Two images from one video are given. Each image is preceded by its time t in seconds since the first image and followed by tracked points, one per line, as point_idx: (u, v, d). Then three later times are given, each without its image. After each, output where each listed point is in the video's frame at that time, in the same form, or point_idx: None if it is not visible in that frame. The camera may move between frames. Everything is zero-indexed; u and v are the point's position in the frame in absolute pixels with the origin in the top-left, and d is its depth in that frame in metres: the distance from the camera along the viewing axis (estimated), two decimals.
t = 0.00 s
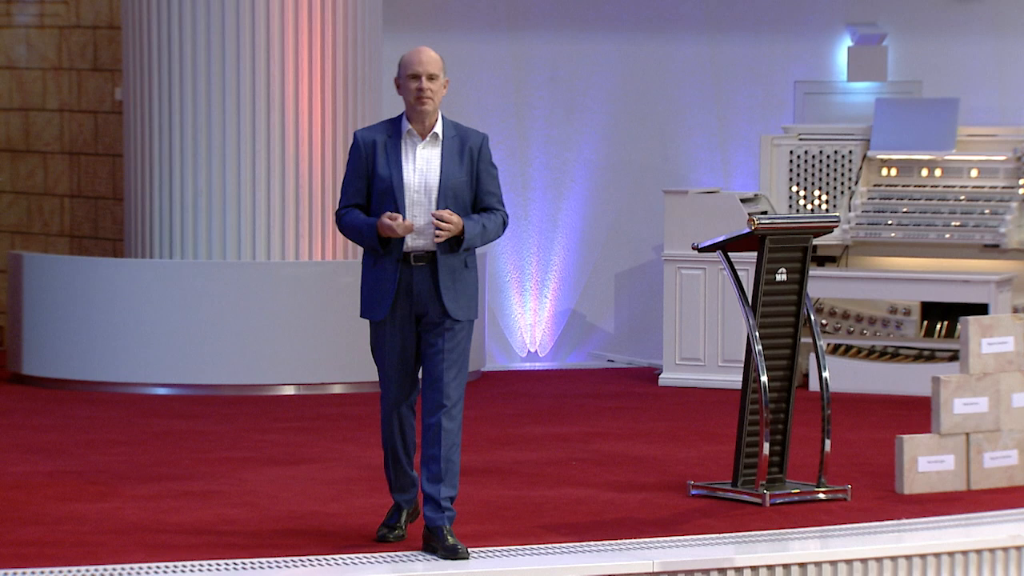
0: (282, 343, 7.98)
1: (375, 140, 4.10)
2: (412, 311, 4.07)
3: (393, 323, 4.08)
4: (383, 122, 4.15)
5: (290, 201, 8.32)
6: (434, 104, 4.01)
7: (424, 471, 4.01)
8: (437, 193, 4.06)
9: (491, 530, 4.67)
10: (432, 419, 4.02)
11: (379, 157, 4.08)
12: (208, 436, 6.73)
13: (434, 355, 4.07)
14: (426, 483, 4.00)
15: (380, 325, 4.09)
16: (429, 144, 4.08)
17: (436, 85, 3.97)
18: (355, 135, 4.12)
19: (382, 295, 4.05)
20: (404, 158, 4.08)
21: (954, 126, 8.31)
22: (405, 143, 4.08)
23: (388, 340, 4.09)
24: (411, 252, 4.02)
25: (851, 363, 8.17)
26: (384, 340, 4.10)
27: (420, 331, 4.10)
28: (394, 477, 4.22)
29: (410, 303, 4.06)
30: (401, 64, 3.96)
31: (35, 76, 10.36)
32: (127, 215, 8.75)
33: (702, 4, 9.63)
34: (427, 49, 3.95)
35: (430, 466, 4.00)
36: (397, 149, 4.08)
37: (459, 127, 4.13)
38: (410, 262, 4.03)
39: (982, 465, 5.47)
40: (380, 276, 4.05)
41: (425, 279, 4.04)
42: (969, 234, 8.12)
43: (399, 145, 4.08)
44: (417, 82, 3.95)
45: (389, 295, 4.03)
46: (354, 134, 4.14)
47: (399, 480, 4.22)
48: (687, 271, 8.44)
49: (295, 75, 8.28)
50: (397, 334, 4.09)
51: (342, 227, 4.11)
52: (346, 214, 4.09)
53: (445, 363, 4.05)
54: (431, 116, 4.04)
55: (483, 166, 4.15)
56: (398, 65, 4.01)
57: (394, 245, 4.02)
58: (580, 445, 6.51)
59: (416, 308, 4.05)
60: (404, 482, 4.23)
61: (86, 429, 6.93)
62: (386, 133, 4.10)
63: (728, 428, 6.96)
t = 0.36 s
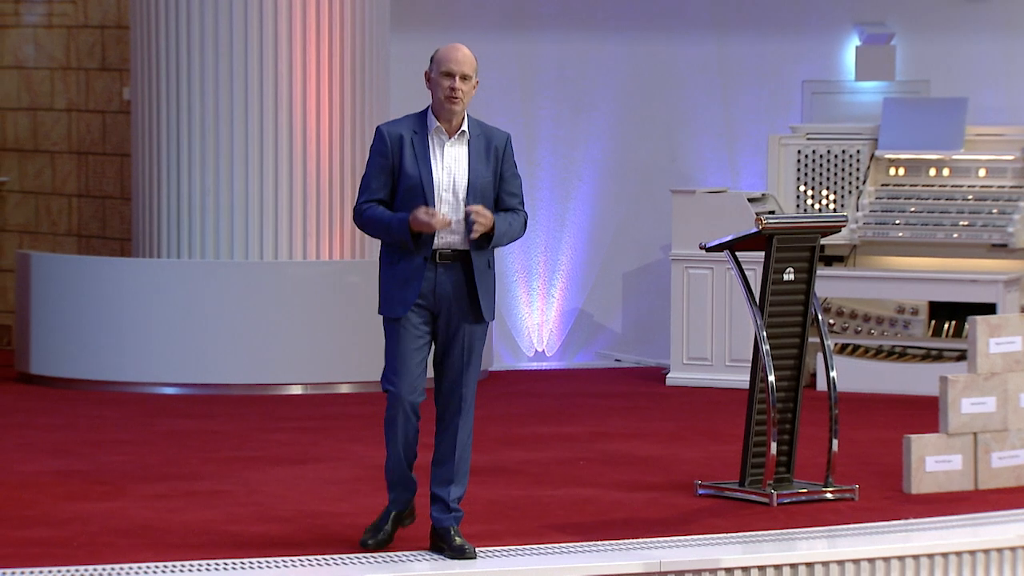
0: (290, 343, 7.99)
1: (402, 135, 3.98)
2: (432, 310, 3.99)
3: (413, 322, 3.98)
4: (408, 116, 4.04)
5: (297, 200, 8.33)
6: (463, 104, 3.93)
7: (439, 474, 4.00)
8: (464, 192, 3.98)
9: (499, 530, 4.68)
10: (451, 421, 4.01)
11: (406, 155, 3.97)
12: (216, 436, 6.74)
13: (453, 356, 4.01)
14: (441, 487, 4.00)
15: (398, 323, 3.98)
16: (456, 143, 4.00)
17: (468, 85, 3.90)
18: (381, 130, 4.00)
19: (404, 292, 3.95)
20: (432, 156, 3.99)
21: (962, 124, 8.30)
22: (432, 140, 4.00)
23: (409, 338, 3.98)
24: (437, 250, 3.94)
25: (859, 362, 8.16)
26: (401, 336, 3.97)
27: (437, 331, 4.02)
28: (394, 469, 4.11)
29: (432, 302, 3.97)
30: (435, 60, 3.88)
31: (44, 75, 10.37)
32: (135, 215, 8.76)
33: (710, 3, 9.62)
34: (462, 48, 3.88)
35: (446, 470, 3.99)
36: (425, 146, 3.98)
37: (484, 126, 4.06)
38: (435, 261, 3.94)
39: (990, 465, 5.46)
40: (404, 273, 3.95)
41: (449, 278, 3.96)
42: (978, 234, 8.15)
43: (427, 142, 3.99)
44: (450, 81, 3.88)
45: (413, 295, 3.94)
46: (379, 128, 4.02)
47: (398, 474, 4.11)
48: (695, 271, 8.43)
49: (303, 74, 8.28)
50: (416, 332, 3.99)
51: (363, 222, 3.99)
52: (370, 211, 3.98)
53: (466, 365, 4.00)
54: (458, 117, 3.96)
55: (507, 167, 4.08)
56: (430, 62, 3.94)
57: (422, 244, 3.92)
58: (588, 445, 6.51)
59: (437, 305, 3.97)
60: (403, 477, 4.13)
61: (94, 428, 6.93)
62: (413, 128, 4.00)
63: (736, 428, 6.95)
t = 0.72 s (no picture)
0: (291, 343, 8.00)
1: (398, 136, 3.93)
2: (432, 313, 3.95)
3: (414, 326, 3.93)
4: (400, 115, 3.99)
5: (298, 200, 8.33)
6: (458, 102, 3.90)
7: (440, 474, 4.00)
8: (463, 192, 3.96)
9: (499, 530, 4.68)
10: (452, 420, 4.00)
11: (405, 156, 3.93)
12: (217, 436, 6.74)
13: (451, 357, 3.99)
14: (442, 486, 4.00)
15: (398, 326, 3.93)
16: (452, 142, 3.98)
17: (464, 84, 3.86)
18: (377, 131, 3.93)
19: (405, 294, 3.91)
20: (429, 156, 3.95)
21: (963, 123, 8.30)
22: (429, 140, 3.96)
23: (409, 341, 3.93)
24: (438, 252, 3.92)
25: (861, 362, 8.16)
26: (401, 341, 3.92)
27: (435, 332, 3.99)
28: (399, 477, 3.91)
29: (433, 305, 3.94)
30: (432, 58, 3.84)
31: (45, 75, 10.37)
32: (136, 215, 8.76)
33: (711, 3, 9.62)
34: (460, 47, 3.84)
35: (448, 470, 3.99)
36: (422, 146, 3.95)
37: (476, 126, 4.05)
38: (436, 263, 3.92)
39: (991, 465, 5.46)
40: (404, 276, 3.91)
41: (449, 280, 3.94)
42: (979, 233, 8.12)
43: (423, 142, 3.95)
44: (445, 78, 3.85)
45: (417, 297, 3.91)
46: (372, 128, 3.95)
47: (402, 483, 3.91)
48: (696, 271, 8.44)
49: (304, 74, 8.29)
50: (415, 336, 3.94)
51: (360, 221, 3.93)
52: (367, 210, 3.92)
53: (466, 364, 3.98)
54: (452, 114, 3.93)
55: (500, 166, 4.08)
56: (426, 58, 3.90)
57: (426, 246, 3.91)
58: (589, 445, 6.50)
59: (437, 308, 3.95)
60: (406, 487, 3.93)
61: (95, 428, 6.93)
62: (408, 128, 3.95)
63: (737, 428, 6.94)
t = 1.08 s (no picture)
0: (292, 343, 8.00)
1: (379, 136, 3.94)
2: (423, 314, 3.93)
3: (404, 328, 3.91)
4: (378, 117, 3.99)
5: (300, 201, 8.32)
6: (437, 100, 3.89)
7: (441, 475, 4.00)
8: (445, 190, 3.95)
9: (500, 530, 4.68)
10: (446, 419, 4.00)
11: (386, 155, 3.92)
12: (218, 436, 6.74)
13: (443, 358, 3.97)
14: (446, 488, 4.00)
15: (389, 331, 3.90)
16: (431, 142, 3.99)
17: (443, 81, 3.85)
18: (356, 133, 3.93)
19: (393, 296, 3.88)
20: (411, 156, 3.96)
21: (965, 122, 8.30)
22: (409, 140, 3.96)
23: (400, 345, 3.91)
24: (426, 250, 3.91)
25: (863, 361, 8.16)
26: (391, 345, 3.90)
27: (426, 332, 3.97)
28: (398, 485, 3.91)
29: (423, 306, 3.92)
30: (408, 56, 3.83)
31: (46, 75, 10.38)
32: (137, 215, 8.77)
33: (712, 3, 9.62)
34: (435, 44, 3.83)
35: (449, 470, 3.99)
36: (403, 145, 3.95)
37: (453, 126, 4.05)
38: (425, 262, 3.90)
39: (993, 465, 5.46)
40: (392, 276, 3.88)
41: (439, 279, 3.93)
42: (981, 233, 8.10)
43: (403, 141, 3.96)
44: (423, 75, 3.83)
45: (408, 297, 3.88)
46: (351, 129, 3.94)
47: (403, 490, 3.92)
48: (697, 270, 8.44)
49: (306, 74, 8.29)
50: (406, 339, 3.92)
51: (340, 220, 3.88)
52: (347, 206, 3.87)
53: (457, 362, 3.97)
54: (431, 111, 3.92)
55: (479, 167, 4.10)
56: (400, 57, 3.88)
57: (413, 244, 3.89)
58: (590, 445, 6.50)
59: (427, 308, 3.93)
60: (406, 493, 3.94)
61: (96, 428, 6.93)
62: (388, 129, 3.96)
63: (738, 428, 6.94)
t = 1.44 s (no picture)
0: (293, 343, 8.00)
1: (382, 138, 3.93)
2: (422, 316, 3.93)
3: (404, 331, 3.91)
4: (381, 119, 3.99)
5: (300, 200, 8.33)
6: (440, 107, 3.88)
7: (444, 476, 3.98)
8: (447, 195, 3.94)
9: (501, 530, 4.68)
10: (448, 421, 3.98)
11: (388, 157, 3.92)
12: (219, 436, 6.74)
13: (442, 360, 3.96)
14: (448, 490, 3.97)
15: (388, 333, 3.90)
16: (435, 146, 3.97)
17: (448, 88, 3.83)
18: (360, 134, 3.93)
19: (393, 299, 3.88)
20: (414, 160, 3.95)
21: (966, 123, 8.31)
22: (412, 143, 3.95)
23: (399, 347, 3.91)
24: (425, 254, 3.90)
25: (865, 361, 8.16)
26: (390, 347, 3.90)
27: (426, 335, 3.97)
28: (398, 486, 3.91)
29: (423, 308, 3.92)
30: (416, 62, 3.80)
31: (47, 74, 10.38)
32: (138, 215, 8.77)
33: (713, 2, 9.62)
34: (444, 51, 3.80)
35: (451, 471, 3.97)
36: (406, 149, 3.94)
37: (458, 125, 4.03)
38: (424, 265, 3.90)
39: (994, 465, 5.46)
40: (391, 280, 3.88)
41: (439, 281, 3.93)
42: (981, 233, 8.09)
43: (406, 144, 3.95)
44: (427, 83, 3.81)
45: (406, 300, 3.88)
46: (355, 132, 3.94)
47: (404, 490, 3.92)
48: (698, 270, 8.44)
49: (307, 73, 8.29)
50: (406, 341, 3.92)
51: (343, 222, 3.89)
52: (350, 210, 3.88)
53: (457, 363, 3.96)
54: (436, 117, 3.91)
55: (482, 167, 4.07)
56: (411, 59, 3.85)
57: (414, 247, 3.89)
58: (591, 444, 6.50)
59: (427, 311, 3.92)
60: (407, 494, 3.93)
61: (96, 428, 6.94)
62: (391, 131, 3.95)
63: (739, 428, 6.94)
